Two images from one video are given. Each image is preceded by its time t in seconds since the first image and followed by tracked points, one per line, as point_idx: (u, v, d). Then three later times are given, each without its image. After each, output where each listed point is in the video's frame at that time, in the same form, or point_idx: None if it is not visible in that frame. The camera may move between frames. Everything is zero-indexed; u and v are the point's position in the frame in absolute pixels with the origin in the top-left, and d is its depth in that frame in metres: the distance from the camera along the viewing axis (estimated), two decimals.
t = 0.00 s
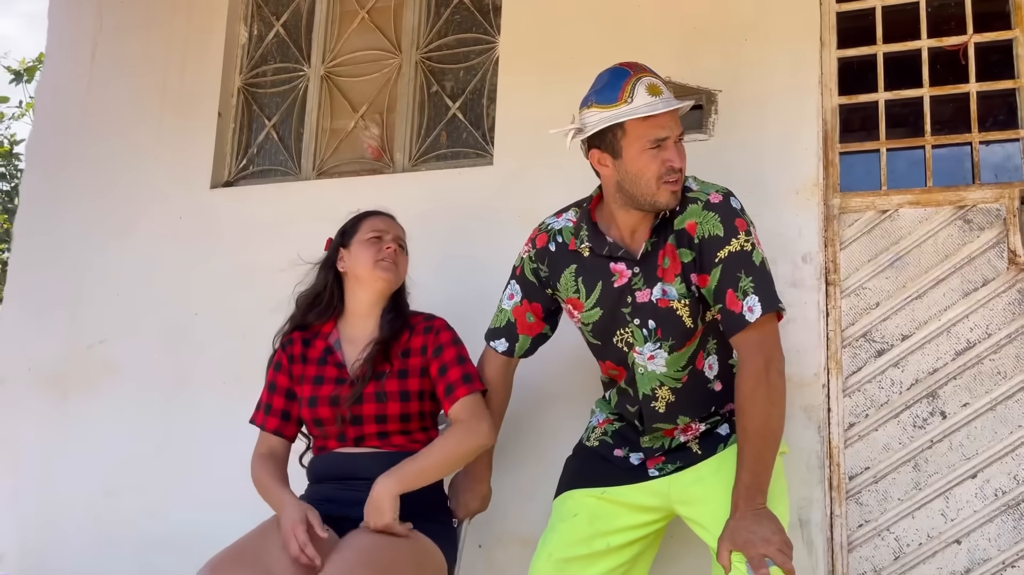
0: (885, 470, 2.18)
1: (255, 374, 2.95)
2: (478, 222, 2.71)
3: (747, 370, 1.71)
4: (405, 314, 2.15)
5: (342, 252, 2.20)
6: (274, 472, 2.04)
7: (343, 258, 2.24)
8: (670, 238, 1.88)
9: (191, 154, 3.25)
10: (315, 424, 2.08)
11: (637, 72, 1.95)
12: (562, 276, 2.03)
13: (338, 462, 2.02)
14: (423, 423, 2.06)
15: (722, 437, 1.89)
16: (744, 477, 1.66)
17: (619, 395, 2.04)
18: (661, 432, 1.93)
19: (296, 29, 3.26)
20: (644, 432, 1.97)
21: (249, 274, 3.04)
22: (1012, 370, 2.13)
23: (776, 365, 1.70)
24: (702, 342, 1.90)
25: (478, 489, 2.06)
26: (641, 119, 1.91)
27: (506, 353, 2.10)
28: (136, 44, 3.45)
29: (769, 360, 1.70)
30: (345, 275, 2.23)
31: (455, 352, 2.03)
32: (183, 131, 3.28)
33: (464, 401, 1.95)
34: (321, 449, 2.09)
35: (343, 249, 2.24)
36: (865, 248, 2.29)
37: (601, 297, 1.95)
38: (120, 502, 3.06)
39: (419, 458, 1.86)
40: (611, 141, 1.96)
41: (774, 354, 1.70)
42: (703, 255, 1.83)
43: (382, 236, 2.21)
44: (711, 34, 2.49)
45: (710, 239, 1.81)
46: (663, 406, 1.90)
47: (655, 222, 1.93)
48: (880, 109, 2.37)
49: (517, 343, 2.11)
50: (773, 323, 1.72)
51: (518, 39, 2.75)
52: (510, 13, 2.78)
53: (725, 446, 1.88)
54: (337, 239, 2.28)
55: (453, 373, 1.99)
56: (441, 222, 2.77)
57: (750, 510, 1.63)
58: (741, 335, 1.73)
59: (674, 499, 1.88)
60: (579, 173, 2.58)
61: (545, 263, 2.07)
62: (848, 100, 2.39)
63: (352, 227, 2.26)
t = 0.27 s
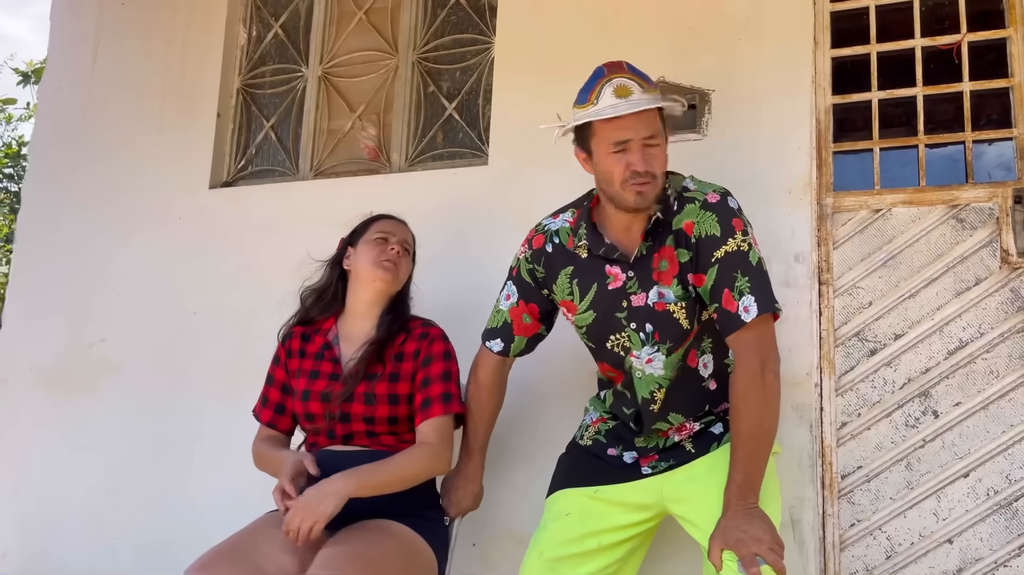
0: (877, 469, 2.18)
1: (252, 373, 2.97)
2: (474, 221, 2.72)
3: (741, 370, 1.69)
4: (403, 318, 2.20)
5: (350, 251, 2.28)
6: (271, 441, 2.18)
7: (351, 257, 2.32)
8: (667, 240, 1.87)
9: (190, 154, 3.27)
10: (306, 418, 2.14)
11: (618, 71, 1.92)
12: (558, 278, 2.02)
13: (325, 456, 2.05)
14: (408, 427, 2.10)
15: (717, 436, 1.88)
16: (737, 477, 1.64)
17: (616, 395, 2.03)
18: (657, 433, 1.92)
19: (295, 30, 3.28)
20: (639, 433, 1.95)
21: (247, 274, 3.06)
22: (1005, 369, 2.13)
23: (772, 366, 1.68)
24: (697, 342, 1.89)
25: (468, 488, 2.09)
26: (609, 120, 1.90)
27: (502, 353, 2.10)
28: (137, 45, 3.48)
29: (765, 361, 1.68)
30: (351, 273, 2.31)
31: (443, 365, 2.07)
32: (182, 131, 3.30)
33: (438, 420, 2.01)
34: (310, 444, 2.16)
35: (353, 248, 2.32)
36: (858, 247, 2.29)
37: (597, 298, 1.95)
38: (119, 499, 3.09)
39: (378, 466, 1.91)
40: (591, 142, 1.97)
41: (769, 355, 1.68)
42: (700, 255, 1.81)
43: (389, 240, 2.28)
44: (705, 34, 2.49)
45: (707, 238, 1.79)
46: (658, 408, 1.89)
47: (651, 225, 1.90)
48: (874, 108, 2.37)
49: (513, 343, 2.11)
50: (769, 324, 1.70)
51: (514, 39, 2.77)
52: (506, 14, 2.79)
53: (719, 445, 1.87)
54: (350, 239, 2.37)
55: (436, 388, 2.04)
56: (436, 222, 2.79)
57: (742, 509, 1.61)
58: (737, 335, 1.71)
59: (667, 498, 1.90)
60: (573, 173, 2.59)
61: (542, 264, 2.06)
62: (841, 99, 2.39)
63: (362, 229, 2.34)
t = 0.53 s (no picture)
0: (870, 470, 2.19)
1: (250, 375, 2.98)
2: (469, 224, 2.73)
3: (727, 370, 1.69)
4: (403, 323, 2.22)
5: (355, 253, 2.29)
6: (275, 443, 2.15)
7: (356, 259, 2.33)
8: (648, 243, 1.86)
9: (188, 157, 3.29)
10: (302, 417, 2.16)
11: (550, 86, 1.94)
12: (546, 277, 2.04)
13: (320, 457, 2.07)
14: (403, 432, 2.12)
15: (706, 437, 1.89)
16: (726, 476, 1.65)
17: (601, 396, 2.04)
18: (647, 434, 1.93)
19: (292, 32, 3.29)
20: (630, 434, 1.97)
21: (244, 276, 3.07)
22: (997, 370, 2.13)
23: (757, 364, 1.68)
24: (682, 343, 1.90)
25: (462, 489, 2.10)
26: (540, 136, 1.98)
27: (496, 353, 2.12)
28: (135, 49, 3.50)
29: (750, 361, 1.68)
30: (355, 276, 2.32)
31: (439, 373, 2.08)
32: (180, 134, 3.32)
33: (432, 426, 2.02)
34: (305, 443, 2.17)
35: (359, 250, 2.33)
36: (850, 249, 2.30)
37: (582, 298, 1.96)
38: (118, 501, 3.10)
39: (376, 475, 1.90)
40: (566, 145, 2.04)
41: (754, 354, 1.69)
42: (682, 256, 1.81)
43: (394, 244, 2.29)
44: (699, 37, 2.50)
45: (690, 240, 1.79)
46: (643, 407, 1.91)
47: (627, 235, 1.88)
48: (866, 110, 2.38)
49: (506, 343, 2.13)
50: (754, 324, 1.71)
51: (508, 42, 2.78)
52: (500, 17, 2.81)
53: (710, 446, 1.87)
54: (356, 241, 2.38)
55: (429, 395, 2.05)
56: (432, 224, 2.80)
57: (731, 509, 1.61)
58: (722, 335, 1.71)
59: (658, 499, 1.90)
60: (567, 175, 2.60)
61: (532, 263, 2.07)
62: (834, 101, 2.40)
63: (369, 232, 2.36)
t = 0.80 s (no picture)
0: (867, 473, 2.19)
1: (249, 378, 2.99)
2: (468, 227, 2.74)
3: (710, 371, 1.70)
4: (405, 326, 2.23)
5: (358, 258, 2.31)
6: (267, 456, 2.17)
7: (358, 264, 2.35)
8: (629, 246, 1.86)
9: (187, 161, 3.30)
10: (303, 418, 2.16)
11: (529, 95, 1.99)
12: (534, 277, 2.04)
13: (326, 460, 2.08)
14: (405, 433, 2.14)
15: (696, 440, 1.88)
16: (714, 478, 1.64)
17: (584, 400, 2.03)
18: (636, 435, 1.93)
19: (291, 37, 3.31)
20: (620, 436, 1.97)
21: (243, 280, 3.08)
22: (993, 373, 2.14)
23: (739, 366, 1.68)
24: (667, 346, 1.89)
25: (459, 492, 2.09)
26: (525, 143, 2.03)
27: (490, 354, 2.13)
28: (135, 54, 3.51)
29: (732, 362, 1.69)
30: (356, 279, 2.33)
31: (443, 374, 2.11)
32: (180, 138, 3.33)
33: (438, 424, 2.05)
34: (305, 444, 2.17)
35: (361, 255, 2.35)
36: (847, 252, 2.30)
37: (567, 299, 1.97)
38: (118, 504, 3.11)
39: (395, 475, 1.90)
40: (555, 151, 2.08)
41: (736, 355, 1.68)
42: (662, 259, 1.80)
43: (396, 248, 2.31)
44: (695, 41, 2.51)
45: (667, 244, 1.78)
46: (627, 409, 1.91)
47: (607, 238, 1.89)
48: (863, 113, 2.39)
49: (500, 344, 2.14)
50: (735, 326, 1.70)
51: (506, 46, 2.79)
52: (498, 21, 2.82)
53: (700, 449, 1.86)
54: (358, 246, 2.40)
55: (436, 395, 2.08)
56: (430, 228, 2.81)
57: (720, 512, 1.59)
58: (703, 338, 1.71)
59: (650, 500, 1.88)
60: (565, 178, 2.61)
61: (522, 264, 2.08)
62: (830, 105, 2.41)
63: (370, 238, 2.38)
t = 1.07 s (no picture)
0: (869, 479, 2.19)
1: (251, 383, 2.99)
2: (469, 233, 2.75)
3: (705, 376, 1.68)
4: (404, 330, 2.23)
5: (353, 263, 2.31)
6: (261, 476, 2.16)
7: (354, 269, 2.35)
8: (620, 254, 1.85)
9: (190, 167, 3.31)
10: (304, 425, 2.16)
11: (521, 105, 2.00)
12: (530, 283, 2.04)
13: (328, 466, 2.08)
14: (407, 436, 2.14)
15: (694, 445, 1.86)
16: (712, 483, 1.62)
17: (581, 407, 2.03)
18: (634, 441, 1.92)
19: (293, 43, 3.32)
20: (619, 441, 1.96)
21: (246, 284, 3.09)
22: (995, 379, 2.14)
23: (733, 371, 1.66)
24: (661, 352, 1.88)
25: (460, 497, 2.10)
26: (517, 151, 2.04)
27: (489, 358, 2.13)
28: (138, 59, 3.52)
29: (725, 367, 1.66)
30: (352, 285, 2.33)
31: (442, 378, 2.12)
32: (182, 143, 3.34)
33: (435, 429, 2.06)
34: (308, 452, 2.17)
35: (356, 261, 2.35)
36: (849, 258, 2.30)
37: (562, 305, 1.96)
38: (120, 508, 3.11)
39: (386, 502, 1.91)
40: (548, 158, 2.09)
41: (730, 360, 1.66)
42: (653, 267, 1.80)
43: (391, 252, 2.31)
44: (697, 47, 2.52)
45: (657, 253, 1.77)
46: (623, 414, 1.90)
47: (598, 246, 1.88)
48: (864, 120, 2.39)
49: (499, 349, 2.14)
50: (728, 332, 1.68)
51: (508, 52, 2.80)
52: (501, 28, 2.83)
53: (698, 455, 1.84)
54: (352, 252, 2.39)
55: (435, 399, 2.09)
56: (433, 233, 2.81)
57: (720, 518, 1.59)
58: (696, 344, 1.70)
59: (650, 506, 1.87)
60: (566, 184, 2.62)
61: (519, 270, 2.08)
62: (831, 111, 2.41)
63: (366, 243, 2.37)
